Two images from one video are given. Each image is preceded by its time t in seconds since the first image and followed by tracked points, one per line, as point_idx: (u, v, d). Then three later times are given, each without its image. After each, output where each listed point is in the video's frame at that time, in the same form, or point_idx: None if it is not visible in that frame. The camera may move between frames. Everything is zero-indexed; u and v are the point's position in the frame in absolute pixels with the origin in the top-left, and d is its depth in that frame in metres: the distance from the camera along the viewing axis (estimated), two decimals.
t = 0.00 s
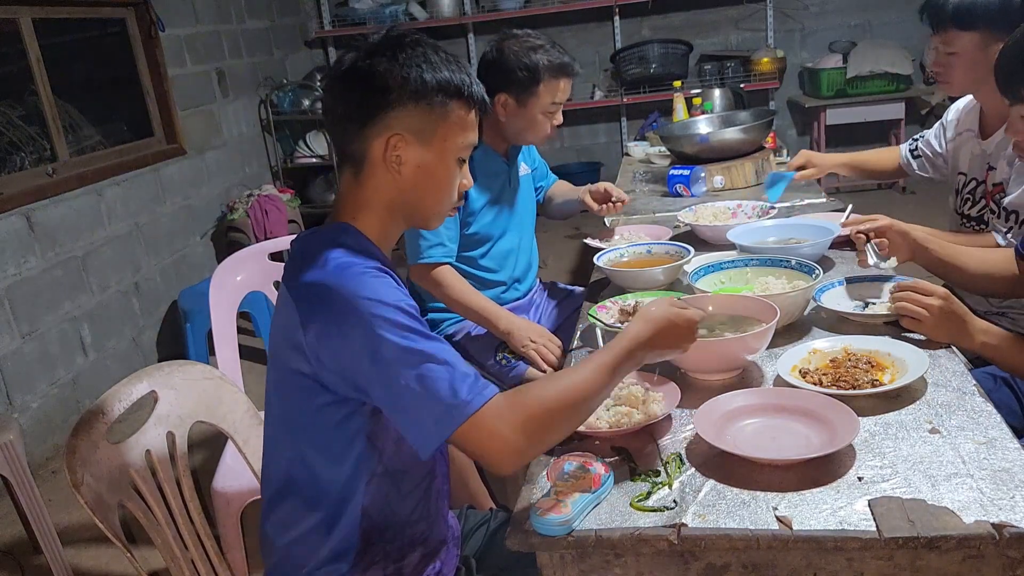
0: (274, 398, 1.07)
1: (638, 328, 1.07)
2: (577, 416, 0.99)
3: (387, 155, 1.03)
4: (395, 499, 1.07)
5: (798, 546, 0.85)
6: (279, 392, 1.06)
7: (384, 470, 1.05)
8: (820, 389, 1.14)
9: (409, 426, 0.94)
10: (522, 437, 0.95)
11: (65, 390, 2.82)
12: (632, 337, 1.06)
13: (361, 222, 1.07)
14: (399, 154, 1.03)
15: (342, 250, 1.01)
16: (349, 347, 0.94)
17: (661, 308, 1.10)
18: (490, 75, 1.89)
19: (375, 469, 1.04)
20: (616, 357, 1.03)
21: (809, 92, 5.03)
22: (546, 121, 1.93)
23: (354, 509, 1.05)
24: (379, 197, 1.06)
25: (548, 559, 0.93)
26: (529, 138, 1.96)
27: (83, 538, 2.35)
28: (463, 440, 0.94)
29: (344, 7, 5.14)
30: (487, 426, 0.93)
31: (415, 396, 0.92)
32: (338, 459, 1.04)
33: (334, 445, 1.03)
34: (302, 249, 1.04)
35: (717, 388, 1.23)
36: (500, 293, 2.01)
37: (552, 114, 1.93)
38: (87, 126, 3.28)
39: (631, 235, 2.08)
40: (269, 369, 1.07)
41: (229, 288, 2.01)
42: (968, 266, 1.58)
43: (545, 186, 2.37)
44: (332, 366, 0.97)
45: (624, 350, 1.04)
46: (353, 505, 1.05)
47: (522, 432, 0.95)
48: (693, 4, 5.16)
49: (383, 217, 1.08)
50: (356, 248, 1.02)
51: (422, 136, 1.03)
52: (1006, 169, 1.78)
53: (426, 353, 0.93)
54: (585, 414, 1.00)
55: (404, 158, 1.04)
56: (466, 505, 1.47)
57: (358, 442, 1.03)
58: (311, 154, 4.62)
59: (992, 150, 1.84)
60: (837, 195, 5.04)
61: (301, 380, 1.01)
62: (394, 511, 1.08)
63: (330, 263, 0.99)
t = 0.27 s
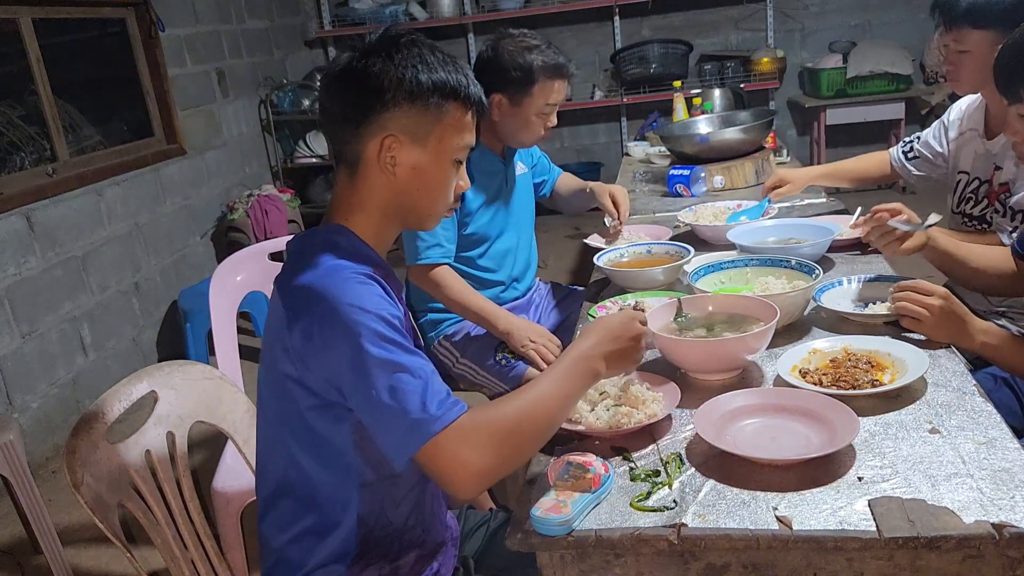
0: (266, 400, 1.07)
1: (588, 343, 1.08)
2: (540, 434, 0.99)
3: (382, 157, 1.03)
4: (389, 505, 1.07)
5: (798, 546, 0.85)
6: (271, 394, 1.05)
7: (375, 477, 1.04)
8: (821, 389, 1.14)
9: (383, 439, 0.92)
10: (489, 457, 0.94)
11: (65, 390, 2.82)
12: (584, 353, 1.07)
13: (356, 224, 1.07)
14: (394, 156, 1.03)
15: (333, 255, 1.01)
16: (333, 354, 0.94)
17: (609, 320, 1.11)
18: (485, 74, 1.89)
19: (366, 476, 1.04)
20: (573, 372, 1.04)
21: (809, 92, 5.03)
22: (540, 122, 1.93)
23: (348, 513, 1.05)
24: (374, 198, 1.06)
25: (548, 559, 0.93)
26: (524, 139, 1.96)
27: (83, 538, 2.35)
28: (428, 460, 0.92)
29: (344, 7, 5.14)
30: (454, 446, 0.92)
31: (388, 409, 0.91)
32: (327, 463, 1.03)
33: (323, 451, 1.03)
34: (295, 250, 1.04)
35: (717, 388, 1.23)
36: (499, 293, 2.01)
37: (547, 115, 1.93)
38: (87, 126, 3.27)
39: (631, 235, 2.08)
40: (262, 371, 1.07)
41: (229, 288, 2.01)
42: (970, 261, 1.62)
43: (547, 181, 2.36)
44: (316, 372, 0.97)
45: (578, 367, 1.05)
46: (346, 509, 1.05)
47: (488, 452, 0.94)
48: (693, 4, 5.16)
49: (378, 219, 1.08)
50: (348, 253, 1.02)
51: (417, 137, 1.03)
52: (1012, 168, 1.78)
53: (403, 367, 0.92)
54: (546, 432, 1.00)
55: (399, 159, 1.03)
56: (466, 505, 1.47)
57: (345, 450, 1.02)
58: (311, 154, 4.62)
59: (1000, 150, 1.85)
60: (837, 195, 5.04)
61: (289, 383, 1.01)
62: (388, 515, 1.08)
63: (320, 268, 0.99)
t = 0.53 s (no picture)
0: (266, 400, 1.07)
1: (589, 328, 1.09)
2: (551, 423, 1.00)
3: (380, 157, 1.03)
4: (390, 505, 1.07)
5: (798, 546, 0.85)
6: (272, 394, 1.05)
7: (378, 476, 1.04)
8: (821, 389, 1.14)
9: (392, 437, 0.93)
10: (503, 449, 0.95)
11: (65, 390, 2.82)
12: (587, 339, 1.07)
13: (355, 223, 1.07)
14: (393, 155, 1.03)
15: (337, 253, 1.00)
16: (339, 354, 0.94)
17: (607, 301, 1.11)
18: (480, 75, 1.89)
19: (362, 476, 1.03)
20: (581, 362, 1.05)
21: (809, 92, 5.03)
22: (536, 123, 1.93)
23: (350, 513, 1.05)
24: (372, 197, 1.06)
25: (548, 559, 0.93)
26: (521, 139, 1.96)
27: (83, 538, 2.35)
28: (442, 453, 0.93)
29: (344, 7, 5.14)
30: (470, 440, 0.93)
31: (400, 407, 0.92)
32: (329, 463, 1.03)
33: (326, 450, 1.03)
34: (297, 250, 1.03)
35: (717, 388, 1.23)
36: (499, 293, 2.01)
37: (543, 116, 1.93)
38: (87, 126, 3.27)
39: (631, 235, 2.07)
40: (262, 370, 1.06)
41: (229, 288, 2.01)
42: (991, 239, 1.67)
43: (546, 182, 2.36)
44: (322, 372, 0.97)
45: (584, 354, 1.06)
46: (345, 510, 1.05)
47: (503, 444, 0.95)
48: (693, 4, 5.16)
49: (377, 218, 1.08)
50: (350, 250, 1.02)
51: (416, 137, 1.03)
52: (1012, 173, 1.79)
53: (411, 365, 0.93)
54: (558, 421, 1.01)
55: (398, 158, 1.03)
56: (466, 505, 1.47)
57: (348, 449, 1.02)
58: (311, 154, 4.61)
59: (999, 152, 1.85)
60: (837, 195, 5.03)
61: (292, 383, 1.01)
62: (389, 516, 1.07)
63: (325, 267, 0.98)
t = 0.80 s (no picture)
0: (269, 398, 1.07)
1: (592, 335, 1.08)
2: (543, 434, 0.99)
3: (384, 156, 1.03)
4: (391, 505, 1.07)
5: (798, 546, 0.85)
6: (275, 392, 1.05)
7: (379, 477, 1.04)
8: (821, 389, 1.14)
9: (388, 439, 0.93)
10: (494, 455, 0.94)
11: (65, 390, 2.82)
12: (590, 345, 1.07)
13: (358, 223, 1.07)
14: (397, 155, 1.03)
15: (340, 254, 1.00)
16: (339, 354, 0.94)
17: (607, 313, 1.10)
18: (479, 75, 1.89)
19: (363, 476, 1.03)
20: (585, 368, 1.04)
21: (809, 92, 5.03)
22: (535, 122, 1.93)
23: (351, 512, 1.05)
24: (376, 196, 1.06)
25: (548, 559, 0.93)
26: (521, 138, 1.96)
27: (83, 538, 2.35)
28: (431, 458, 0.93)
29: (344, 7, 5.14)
30: (460, 445, 0.93)
31: (396, 411, 0.92)
32: (330, 463, 1.03)
33: (327, 450, 1.03)
34: (301, 249, 1.04)
35: (717, 388, 1.23)
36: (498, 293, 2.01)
37: (543, 115, 1.93)
38: (87, 126, 3.27)
39: (631, 235, 2.07)
40: (265, 368, 1.07)
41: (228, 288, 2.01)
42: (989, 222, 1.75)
43: (543, 183, 2.36)
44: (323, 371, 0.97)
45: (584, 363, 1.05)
46: (347, 509, 1.05)
47: (495, 449, 0.94)
48: (693, 4, 5.16)
49: (379, 218, 1.08)
50: (353, 250, 1.02)
51: (420, 137, 1.03)
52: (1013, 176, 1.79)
53: (408, 368, 0.92)
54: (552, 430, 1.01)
55: (402, 158, 1.03)
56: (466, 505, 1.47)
57: (349, 449, 1.02)
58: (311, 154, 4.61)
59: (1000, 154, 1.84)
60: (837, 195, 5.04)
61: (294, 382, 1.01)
62: (390, 515, 1.07)
63: (328, 266, 0.99)
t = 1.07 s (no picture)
0: (271, 398, 1.07)
1: (605, 329, 1.08)
2: (557, 430, 0.99)
3: (389, 156, 1.03)
4: (392, 505, 1.07)
5: (798, 546, 0.85)
6: (277, 393, 1.05)
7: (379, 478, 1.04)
8: (821, 389, 1.14)
9: (398, 438, 0.93)
10: (506, 451, 0.95)
11: (65, 390, 2.82)
12: (603, 339, 1.07)
13: (362, 224, 1.07)
14: (402, 155, 1.03)
15: (343, 254, 1.00)
16: (344, 355, 0.94)
17: (622, 303, 1.10)
18: (479, 74, 1.89)
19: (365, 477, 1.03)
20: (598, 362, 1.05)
21: (809, 92, 5.03)
22: (535, 120, 1.93)
23: (350, 512, 1.05)
24: (379, 196, 1.06)
25: (548, 559, 0.93)
26: (521, 136, 1.96)
27: (83, 538, 2.35)
28: (446, 454, 0.94)
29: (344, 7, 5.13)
30: (475, 441, 0.93)
31: (407, 409, 0.92)
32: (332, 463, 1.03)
33: (329, 450, 1.03)
34: (302, 250, 1.03)
35: (717, 388, 1.23)
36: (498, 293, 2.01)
37: (543, 113, 1.93)
38: (87, 126, 3.27)
39: (631, 235, 2.08)
40: (267, 368, 1.07)
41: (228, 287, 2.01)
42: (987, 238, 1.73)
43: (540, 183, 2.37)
44: (327, 372, 0.96)
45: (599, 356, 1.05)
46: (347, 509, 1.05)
47: (508, 444, 0.95)
48: (693, 5, 5.16)
49: (383, 218, 1.08)
50: (356, 251, 1.02)
51: (424, 136, 1.03)
52: None
53: (419, 368, 0.93)
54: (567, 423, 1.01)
55: (406, 158, 1.03)
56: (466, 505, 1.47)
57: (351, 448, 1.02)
58: (310, 153, 4.60)
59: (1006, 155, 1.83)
60: (837, 194, 5.04)
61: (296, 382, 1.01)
62: (389, 515, 1.07)
63: (332, 267, 0.98)
